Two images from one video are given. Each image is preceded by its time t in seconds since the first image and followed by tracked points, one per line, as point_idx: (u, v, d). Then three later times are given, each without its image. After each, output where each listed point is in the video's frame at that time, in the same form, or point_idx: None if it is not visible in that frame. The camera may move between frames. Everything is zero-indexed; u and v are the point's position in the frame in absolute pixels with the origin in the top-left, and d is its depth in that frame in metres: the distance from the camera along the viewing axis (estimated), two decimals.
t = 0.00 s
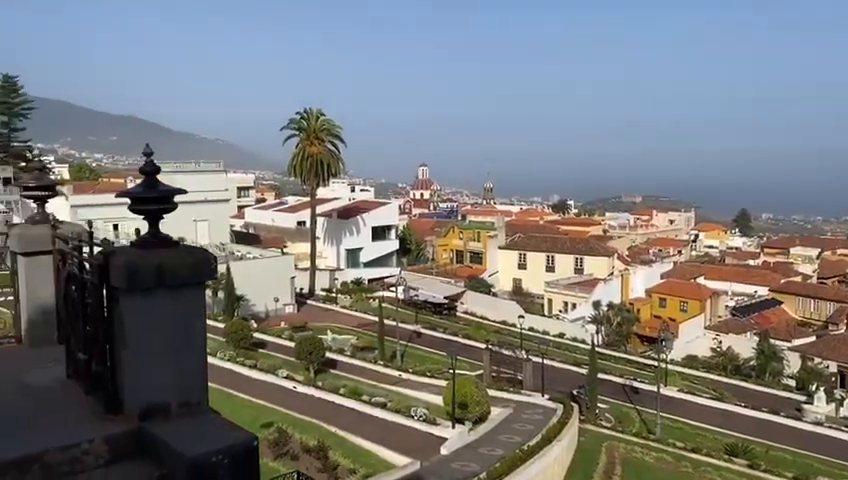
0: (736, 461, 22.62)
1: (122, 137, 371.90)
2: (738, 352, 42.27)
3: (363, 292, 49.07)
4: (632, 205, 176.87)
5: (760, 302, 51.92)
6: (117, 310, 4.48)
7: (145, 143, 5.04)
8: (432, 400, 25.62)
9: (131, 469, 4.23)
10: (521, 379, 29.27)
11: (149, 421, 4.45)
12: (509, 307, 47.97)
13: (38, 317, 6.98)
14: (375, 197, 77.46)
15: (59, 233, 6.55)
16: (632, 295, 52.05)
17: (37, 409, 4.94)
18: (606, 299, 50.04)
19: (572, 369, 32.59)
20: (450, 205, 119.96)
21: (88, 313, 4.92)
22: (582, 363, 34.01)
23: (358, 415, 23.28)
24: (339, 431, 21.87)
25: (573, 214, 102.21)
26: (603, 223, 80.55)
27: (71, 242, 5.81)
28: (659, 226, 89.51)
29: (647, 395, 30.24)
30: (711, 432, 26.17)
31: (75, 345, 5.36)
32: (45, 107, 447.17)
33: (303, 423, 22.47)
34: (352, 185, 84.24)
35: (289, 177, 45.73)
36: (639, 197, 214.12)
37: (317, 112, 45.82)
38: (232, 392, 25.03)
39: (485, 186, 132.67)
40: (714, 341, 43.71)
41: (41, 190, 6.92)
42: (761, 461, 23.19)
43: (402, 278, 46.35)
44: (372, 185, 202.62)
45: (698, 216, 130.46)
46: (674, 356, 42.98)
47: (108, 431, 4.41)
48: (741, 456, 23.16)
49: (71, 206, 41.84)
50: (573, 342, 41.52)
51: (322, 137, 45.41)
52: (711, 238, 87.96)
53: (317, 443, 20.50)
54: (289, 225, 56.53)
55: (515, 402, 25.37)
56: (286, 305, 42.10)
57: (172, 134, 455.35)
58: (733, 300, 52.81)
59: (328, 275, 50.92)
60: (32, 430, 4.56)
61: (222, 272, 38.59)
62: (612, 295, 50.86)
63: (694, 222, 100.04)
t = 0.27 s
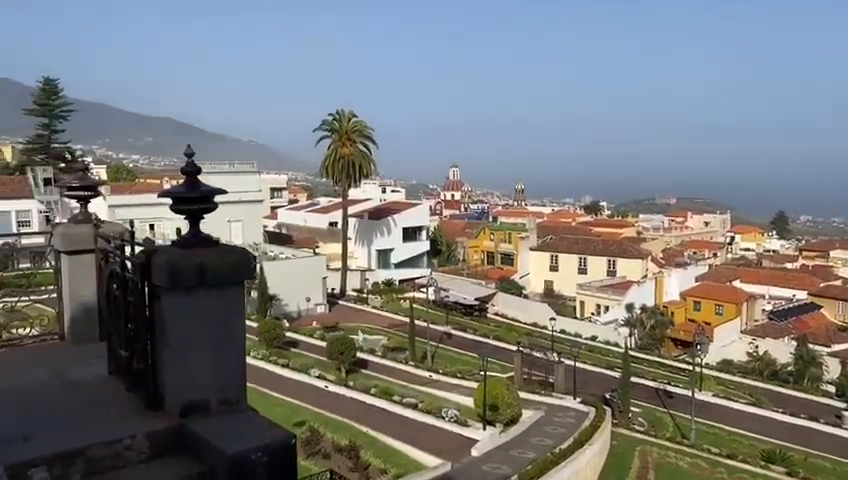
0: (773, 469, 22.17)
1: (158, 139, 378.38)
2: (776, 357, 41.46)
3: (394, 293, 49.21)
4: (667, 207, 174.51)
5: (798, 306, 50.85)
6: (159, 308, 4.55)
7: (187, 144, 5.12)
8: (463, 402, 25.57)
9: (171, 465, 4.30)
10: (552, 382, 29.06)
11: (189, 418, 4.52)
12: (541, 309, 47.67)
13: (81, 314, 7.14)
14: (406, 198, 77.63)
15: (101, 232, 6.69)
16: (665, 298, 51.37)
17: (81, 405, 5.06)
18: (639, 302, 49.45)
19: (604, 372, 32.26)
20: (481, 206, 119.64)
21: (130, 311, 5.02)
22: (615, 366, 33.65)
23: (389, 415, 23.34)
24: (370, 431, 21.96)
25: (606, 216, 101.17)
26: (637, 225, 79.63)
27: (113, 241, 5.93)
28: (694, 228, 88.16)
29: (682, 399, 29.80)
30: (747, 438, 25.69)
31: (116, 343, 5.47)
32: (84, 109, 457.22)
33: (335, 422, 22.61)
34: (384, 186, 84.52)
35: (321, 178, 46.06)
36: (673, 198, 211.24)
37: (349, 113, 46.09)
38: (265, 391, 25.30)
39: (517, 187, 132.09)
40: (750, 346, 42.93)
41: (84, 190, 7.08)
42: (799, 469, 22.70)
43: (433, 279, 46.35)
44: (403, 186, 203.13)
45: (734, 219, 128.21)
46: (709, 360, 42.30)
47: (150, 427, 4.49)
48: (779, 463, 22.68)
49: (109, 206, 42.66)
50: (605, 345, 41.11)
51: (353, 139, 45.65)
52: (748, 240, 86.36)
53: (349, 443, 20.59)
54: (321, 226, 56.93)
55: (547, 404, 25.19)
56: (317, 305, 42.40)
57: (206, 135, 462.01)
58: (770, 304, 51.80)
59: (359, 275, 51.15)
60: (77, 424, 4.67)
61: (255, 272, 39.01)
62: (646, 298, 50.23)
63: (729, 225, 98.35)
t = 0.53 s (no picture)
0: (814, 477, 21.67)
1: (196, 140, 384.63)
2: (817, 363, 40.51)
3: (426, 294, 49.26)
4: (704, 208, 171.67)
5: (840, 310, 49.61)
6: (200, 306, 4.62)
7: (230, 145, 5.19)
8: (495, 404, 25.48)
9: (212, 461, 4.38)
10: (587, 385, 28.78)
11: (230, 415, 4.59)
12: (575, 312, 47.26)
13: (124, 312, 7.29)
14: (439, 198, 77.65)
15: (143, 231, 6.83)
16: (703, 301, 50.54)
17: (125, 401, 5.17)
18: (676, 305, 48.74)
19: (640, 376, 31.85)
20: (515, 207, 119.09)
21: (173, 309, 5.10)
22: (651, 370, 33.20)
23: (422, 415, 23.37)
24: (403, 431, 22.00)
25: (642, 217, 99.83)
26: (673, 227, 78.48)
27: (155, 241, 6.03)
28: (732, 230, 86.54)
29: (719, 404, 29.29)
30: (786, 444, 25.15)
31: (159, 340, 5.58)
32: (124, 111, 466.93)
33: (368, 421, 22.71)
34: (417, 187, 84.66)
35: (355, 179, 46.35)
36: (711, 200, 207.69)
37: (383, 115, 46.29)
38: (299, 389, 25.54)
39: (551, 188, 131.19)
40: (791, 351, 42.01)
41: (127, 191, 7.22)
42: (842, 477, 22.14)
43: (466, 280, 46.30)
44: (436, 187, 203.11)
45: (774, 221, 125.49)
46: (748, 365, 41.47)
47: (191, 424, 4.57)
48: (820, 471, 22.16)
49: (148, 206, 43.51)
50: (641, 348, 40.59)
51: (387, 140, 45.84)
52: (788, 243, 84.47)
53: (382, 443, 20.66)
54: (354, 226, 57.25)
55: (581, 407, 24.97)
56: (350, 305, 42.65)
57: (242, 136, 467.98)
58: (812, 308, 50.60)
59: (393, 275, 51.31)
60: (121, 419, 4.78)
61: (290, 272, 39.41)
62: (682, 301, 49.48)
63: (769, 226, 96.37)
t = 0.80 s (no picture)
0: None
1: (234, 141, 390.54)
2: None
3: (461, 295, 49.19)
4: (745, 210, 168.39)
5: None
6: (243, 304, 4.69)
7: (272, 146, 5.25)
8: (531, 406, 25.32)
9: (252, 459, 4.43)
10: (623, 389, 28.43)
11: (271, 413, 4.65)
12: (612, 315, 46.72)
13: (167, 310, 7.43)
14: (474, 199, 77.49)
15: (187, 231, 6.96)
16: (743, 305, 49.53)
17: (168, 397, 5.27)
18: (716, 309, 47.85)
19: (678, 380, 31.34)
20: (551, 209, 118.18)
21: (216, 308, 5.18)
22: (689, 375, 32.65)
23: (457, 416, 23.34)
24: (437, 432, 22.03)
25: (680, 219, 98.22)
26: (713, 229, 77.06)
27: (200, 241, 6.14)
28: (774, 232, 84.63)
29: (760, 410, 28.67)
30: (831, 452, 24.51)
31: (201, 338, 5.67)
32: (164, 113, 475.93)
33: (403, 422, 22.78)
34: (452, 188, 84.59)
35: (390, 179, 46.50)
36: (752, 201, 203.44)
37: (419, 115, 46.38)
38: (335, 389, 25.75)
39: (587, 189, 129.92)
40: (835, 356, 40.94)
41: (171, 191, 7.37)
42: None
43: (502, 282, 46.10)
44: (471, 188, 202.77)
45: (818, 223, 122.31)
46: (790, 370, 40.53)
47: (233, 421, 4.64)
48: None
49: (188, 206, 44.28)
50: (679, 352, 39.93)
51: (423, 141, 45.92)
52: (833, 246, 82.29)
53: (417, 443, 20.70)
54: (389, 227, 57.43)
55: (618, 411, 24.67)
56: (385, 305, 42.80)
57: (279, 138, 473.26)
58: None
59: (427, 276, 51.35)
60: (165, 415, 4.88)
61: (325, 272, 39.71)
62: (722, 304, 48.56)
63: (813, 229, 93.99)
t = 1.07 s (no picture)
0: None
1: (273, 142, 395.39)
2: None
3: (497, 297, 49.00)
4: (790, 212, 164.09)
5: None
6: (284, 304, 4.73)
7: (313, 147, 5.30)
8: (568, 410, 25.09)
9: (294, 457, 4.48)
10: (663, 393, 27.97)
11: (312, 413, 4.68)
12: (651, 318, 46.03)
13: (210, 309, 7.55)
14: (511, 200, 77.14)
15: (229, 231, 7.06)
16: (787, 309, 48.35)
17: (211, 394, 5.35)
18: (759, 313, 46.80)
19: (720, 385, 30.73)
20: (589, 210, 116.92)
21: (259, 307, 5.24)
22: (731, 380, 31.98)
23: (493, 418, 23.27)
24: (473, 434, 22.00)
25: (723, 221, 96.26)
26: (756, 231, 75.42)
27: (242, 241, 6.22)
28: (820, 235, 82.40)
29: (805, 417, 27.94)
30: None
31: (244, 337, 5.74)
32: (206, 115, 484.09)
33: (438, 423, 22.80)
34: (489, 189, 84.34)
35: (426, 180, 46.57)
36: (798, 203, 198.16)
37: (456, 116, 46.36)
38: (371, 389, 25.93)
39: (626, 190, 128.21)
40: None
41: (215, 192, 7.48)
42: None
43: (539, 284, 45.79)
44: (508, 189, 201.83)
45: None
46: (836, 377, 39.43)
47: (274, 419, 4.69)
48: None
49: (229, 206, 45.03)
50: (720, 357, 39.15)
51: (460, 142, 45.91)
52: None
53: (452, 445, 20.70)
54: (426, 228, 57.49)
55: (657, 416, 24.30)
56: (421, 305, 42.88)
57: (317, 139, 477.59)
58: None
59: (463, 278, 51.27)
60: (207, 413, 4.95)
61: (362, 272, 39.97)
62: (765, 308, 47.48)
63: None
